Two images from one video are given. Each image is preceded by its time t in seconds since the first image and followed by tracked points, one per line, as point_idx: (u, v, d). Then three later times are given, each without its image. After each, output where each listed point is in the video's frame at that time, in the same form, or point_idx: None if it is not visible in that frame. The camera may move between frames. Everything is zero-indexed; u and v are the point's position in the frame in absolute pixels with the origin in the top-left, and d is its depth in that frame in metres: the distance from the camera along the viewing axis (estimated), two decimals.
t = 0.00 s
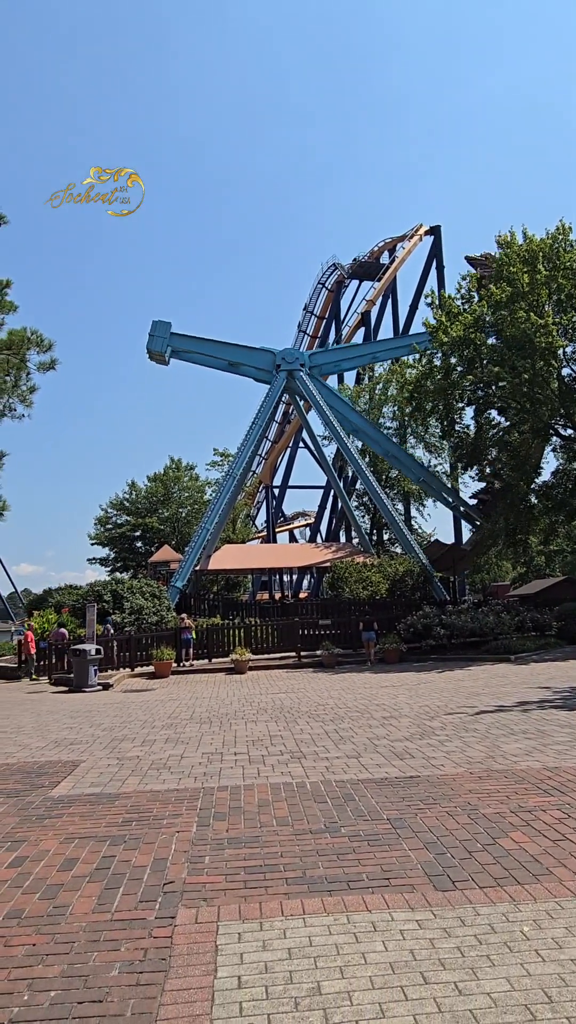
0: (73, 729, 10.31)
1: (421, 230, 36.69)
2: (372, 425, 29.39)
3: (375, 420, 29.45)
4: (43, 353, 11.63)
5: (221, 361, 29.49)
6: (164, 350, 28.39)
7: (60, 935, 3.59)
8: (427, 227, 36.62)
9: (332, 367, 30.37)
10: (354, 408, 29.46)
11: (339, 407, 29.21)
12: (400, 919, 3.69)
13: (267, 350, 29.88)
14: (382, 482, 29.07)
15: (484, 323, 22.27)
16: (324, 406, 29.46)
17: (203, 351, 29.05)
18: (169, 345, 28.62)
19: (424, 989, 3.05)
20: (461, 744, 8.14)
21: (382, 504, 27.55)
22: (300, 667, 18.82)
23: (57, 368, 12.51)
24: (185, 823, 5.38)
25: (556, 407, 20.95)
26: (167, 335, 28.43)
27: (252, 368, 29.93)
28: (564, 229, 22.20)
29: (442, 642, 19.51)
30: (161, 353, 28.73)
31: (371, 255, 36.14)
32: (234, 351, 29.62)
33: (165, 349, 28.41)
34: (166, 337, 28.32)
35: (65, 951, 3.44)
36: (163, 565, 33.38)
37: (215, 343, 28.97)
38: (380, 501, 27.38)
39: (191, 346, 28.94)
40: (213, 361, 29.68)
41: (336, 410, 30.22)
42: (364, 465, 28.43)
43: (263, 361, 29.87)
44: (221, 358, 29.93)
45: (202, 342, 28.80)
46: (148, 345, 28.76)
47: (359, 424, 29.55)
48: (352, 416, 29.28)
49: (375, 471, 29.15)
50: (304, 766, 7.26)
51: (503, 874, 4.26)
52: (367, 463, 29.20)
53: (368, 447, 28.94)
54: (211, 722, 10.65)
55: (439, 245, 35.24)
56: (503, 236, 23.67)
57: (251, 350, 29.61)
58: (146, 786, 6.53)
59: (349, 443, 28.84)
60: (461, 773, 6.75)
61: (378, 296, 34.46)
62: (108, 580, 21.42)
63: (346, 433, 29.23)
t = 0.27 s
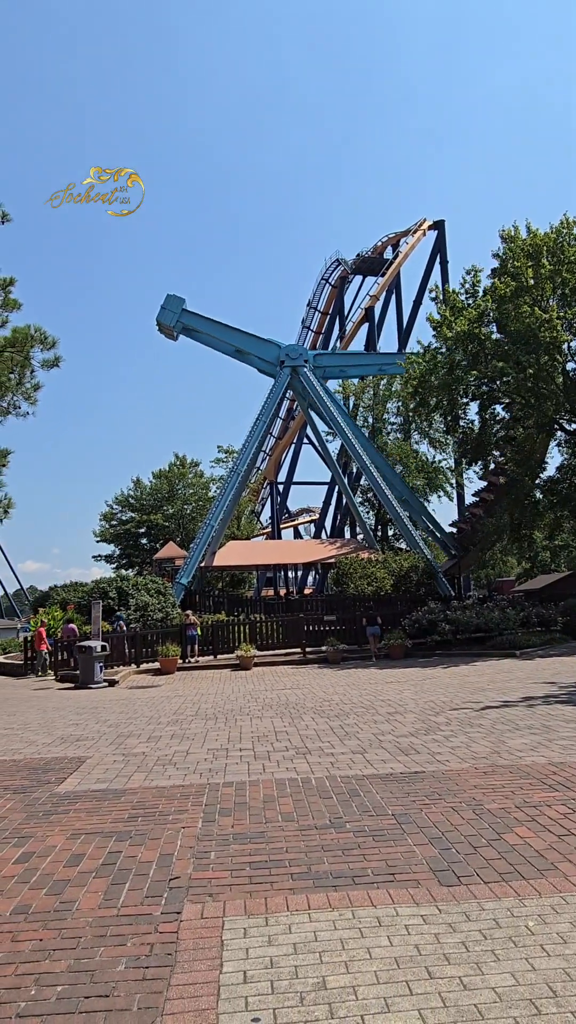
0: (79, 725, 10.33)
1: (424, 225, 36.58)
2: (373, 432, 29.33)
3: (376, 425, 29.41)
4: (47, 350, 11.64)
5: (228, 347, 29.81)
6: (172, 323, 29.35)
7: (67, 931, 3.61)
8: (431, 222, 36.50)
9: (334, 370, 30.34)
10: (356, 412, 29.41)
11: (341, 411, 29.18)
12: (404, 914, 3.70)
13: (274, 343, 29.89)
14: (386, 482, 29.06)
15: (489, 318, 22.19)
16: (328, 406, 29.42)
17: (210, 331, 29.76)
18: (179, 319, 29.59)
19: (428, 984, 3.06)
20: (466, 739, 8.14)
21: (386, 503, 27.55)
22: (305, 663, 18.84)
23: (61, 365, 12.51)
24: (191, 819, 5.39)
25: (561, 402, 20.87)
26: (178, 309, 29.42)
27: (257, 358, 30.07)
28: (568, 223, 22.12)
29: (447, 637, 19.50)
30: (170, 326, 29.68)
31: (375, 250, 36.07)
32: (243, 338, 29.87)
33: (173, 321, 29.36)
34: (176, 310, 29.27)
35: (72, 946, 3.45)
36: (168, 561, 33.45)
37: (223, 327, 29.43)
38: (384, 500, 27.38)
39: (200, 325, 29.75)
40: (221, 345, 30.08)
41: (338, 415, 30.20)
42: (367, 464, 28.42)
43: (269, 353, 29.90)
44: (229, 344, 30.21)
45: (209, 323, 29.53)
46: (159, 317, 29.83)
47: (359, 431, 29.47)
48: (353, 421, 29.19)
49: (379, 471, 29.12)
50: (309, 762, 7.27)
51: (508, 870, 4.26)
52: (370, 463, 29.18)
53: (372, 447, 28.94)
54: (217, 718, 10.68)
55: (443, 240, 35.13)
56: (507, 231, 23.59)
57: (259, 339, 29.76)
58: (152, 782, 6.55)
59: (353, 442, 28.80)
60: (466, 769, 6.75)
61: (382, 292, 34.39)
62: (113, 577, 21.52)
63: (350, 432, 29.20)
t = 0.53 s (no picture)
0: (83, 723, 10.36)
1: (426, 221, 36.51)
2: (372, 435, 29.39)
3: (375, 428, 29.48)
4: (49, 350, 11.64)
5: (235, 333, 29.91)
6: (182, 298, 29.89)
7: (72, 928, 3.63)
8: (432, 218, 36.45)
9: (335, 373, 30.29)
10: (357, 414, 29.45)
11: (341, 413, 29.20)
12: (408, 910, 3.72)
13: (278, 338, 29.84)
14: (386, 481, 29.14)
15: (491, 314, 22.11)
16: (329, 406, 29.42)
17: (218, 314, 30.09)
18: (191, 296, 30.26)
19: (432, 979, 3.08)
20: (469, 735, 8.15)
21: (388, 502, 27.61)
22: (309, 660, 18.87)
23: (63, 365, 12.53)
24: (195, 815, 5.42)
25: (563, 398, 20.80)
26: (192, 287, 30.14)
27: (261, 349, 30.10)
28: (570, 218, 22.05)
29: (451, 634, 19.51)
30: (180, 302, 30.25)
31: (376, 247, 36.02)
32: (250, 327, 29.96)
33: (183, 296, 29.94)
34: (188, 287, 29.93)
35: (77, 943, 3.47)
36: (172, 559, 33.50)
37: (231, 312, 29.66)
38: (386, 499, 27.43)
39: (210, 306, 30.24)
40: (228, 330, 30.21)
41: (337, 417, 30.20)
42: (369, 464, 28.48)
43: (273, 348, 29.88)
44: (235, 331, 30.27)
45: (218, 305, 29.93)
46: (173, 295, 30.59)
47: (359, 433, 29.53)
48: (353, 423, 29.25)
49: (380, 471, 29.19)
50: (313, 759, 7.30)
51: (512, 866, 4.28)
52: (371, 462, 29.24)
53: (373, 447, 29.00)
54: (220, 716, 10.69)
55: (445, 236, 35.08)
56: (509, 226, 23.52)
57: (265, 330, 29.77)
58: (156, 779, 6.58)
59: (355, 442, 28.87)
60: (470, 765, 6.76)
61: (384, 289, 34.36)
62: (117, 575, 21.57)
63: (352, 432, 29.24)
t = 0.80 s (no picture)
0: (85, 723, 10.36)
1: (426, 219, 36.48)
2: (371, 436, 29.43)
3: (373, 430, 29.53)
4: (49, 350, 11.64)
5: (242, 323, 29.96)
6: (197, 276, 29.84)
7: (75, 926, 3.64)
8: (432, 216, 36.43)
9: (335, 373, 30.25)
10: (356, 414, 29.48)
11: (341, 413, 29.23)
12: (410, 907, 3.73)
13: (283, 334, 29.83)
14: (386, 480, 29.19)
15: (491, 311, 22.08)
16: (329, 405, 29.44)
17: (230, 299, 30.00)
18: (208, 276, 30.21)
19: (434, 976, 3.08)
20: (471, 733, 8.15)
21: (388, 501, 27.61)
22: (310, 658, 18.88)
23: (63, 365, 12.54)
24: (197, 813, 5.43)
25: (564, 395, 20.76)
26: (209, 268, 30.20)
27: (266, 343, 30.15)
28: (570, 215, 22.02)
29: (452, 631, 19.49)
30: (195, 280, 30.17)
31: (376, 245, 36.00)
32: (260, 318, 29.92)
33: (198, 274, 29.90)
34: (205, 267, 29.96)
35: (80, 941, 3.48)
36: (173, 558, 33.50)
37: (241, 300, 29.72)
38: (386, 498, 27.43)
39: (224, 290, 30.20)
40: (236, 319, 30.23)
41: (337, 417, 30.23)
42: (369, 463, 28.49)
43: (276, 343, 29.92)
44: (242, 322, 30.31)
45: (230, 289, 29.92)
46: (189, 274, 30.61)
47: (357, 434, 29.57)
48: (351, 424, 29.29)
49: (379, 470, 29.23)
50: (315, 757, 7.30)
51: (513, 862, 4.29)
52: (371, 461, 29.27)
53: (372, 447, 29.04)
54: (222, 714, 10.68)
55: (445, 233, 35.06)
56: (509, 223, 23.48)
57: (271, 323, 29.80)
58: (158, 778, 6.58)
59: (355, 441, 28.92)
60: (471, 762, 6.76)
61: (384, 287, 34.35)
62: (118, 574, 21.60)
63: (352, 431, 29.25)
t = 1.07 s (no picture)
0: (85, 723, 10.36)
1: (425, 218, 36.50)
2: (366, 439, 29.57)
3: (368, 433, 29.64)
4: (48, 350, 11.63)
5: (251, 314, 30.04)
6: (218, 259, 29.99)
7: (76, 925, 3.64)
8: (431, 215, 36.44)
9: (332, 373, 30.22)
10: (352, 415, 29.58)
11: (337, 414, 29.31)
12: (411, 905, 3.73)
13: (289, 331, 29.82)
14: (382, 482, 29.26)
15: (491, 310, 22.05)
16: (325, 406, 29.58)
17: (245, 287, 30.12)
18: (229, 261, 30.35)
19: (436, 973, 3.08)
20: (472, 732, 8.15)
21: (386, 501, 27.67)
22: (311, 657, 18.88)
23: (62, 364, 12.54)
24: (198, 813, 5.42)
25: (563, 393, 20.73)
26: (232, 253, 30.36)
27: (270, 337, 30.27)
28: (570, 213, 22.01)
29: (453, 630, 19.46)
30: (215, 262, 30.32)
31: (375, 244, 36.02)
32: (270, 311, 29.96)
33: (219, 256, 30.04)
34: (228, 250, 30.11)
35: (82, 940, 3.48)
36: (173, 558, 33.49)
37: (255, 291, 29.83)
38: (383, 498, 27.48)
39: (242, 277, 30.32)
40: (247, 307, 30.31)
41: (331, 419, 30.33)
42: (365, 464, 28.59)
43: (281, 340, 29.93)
44: (250, 313, 30.40)
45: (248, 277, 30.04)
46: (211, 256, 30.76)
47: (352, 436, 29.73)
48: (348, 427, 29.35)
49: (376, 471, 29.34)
50: (316, 756, 7.30)
51: (515, 860, 4.29)
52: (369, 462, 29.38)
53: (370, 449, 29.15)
54: (223, 714, 10.67)
55: (444, 232, 35.08)
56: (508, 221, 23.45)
57: (277, 317, 29.88)
58: (159, 777, 6.58)
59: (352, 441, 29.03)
60: (473, 761, 6.75)
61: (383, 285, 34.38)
62: (119, 574, 21.60)
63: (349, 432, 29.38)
